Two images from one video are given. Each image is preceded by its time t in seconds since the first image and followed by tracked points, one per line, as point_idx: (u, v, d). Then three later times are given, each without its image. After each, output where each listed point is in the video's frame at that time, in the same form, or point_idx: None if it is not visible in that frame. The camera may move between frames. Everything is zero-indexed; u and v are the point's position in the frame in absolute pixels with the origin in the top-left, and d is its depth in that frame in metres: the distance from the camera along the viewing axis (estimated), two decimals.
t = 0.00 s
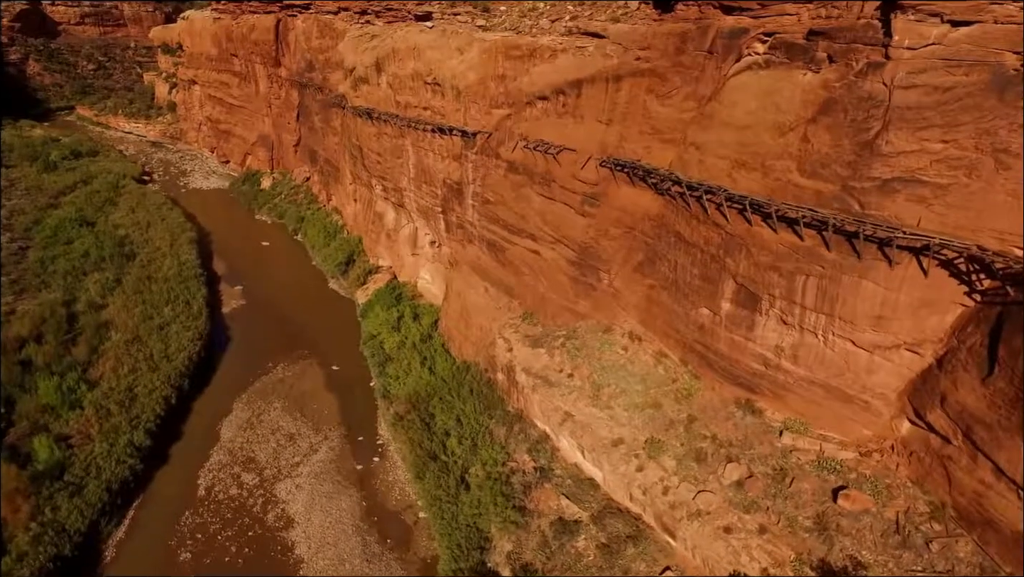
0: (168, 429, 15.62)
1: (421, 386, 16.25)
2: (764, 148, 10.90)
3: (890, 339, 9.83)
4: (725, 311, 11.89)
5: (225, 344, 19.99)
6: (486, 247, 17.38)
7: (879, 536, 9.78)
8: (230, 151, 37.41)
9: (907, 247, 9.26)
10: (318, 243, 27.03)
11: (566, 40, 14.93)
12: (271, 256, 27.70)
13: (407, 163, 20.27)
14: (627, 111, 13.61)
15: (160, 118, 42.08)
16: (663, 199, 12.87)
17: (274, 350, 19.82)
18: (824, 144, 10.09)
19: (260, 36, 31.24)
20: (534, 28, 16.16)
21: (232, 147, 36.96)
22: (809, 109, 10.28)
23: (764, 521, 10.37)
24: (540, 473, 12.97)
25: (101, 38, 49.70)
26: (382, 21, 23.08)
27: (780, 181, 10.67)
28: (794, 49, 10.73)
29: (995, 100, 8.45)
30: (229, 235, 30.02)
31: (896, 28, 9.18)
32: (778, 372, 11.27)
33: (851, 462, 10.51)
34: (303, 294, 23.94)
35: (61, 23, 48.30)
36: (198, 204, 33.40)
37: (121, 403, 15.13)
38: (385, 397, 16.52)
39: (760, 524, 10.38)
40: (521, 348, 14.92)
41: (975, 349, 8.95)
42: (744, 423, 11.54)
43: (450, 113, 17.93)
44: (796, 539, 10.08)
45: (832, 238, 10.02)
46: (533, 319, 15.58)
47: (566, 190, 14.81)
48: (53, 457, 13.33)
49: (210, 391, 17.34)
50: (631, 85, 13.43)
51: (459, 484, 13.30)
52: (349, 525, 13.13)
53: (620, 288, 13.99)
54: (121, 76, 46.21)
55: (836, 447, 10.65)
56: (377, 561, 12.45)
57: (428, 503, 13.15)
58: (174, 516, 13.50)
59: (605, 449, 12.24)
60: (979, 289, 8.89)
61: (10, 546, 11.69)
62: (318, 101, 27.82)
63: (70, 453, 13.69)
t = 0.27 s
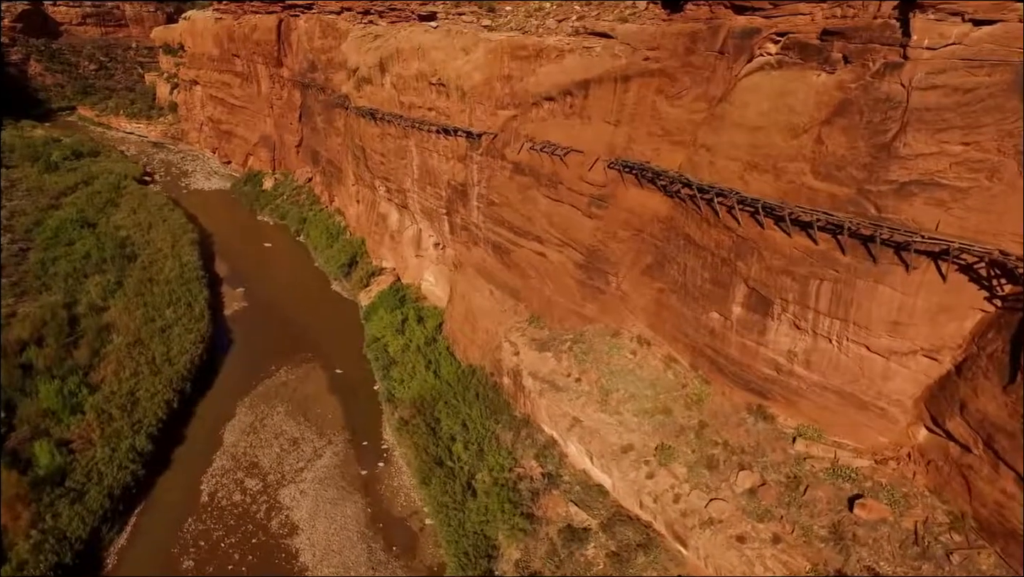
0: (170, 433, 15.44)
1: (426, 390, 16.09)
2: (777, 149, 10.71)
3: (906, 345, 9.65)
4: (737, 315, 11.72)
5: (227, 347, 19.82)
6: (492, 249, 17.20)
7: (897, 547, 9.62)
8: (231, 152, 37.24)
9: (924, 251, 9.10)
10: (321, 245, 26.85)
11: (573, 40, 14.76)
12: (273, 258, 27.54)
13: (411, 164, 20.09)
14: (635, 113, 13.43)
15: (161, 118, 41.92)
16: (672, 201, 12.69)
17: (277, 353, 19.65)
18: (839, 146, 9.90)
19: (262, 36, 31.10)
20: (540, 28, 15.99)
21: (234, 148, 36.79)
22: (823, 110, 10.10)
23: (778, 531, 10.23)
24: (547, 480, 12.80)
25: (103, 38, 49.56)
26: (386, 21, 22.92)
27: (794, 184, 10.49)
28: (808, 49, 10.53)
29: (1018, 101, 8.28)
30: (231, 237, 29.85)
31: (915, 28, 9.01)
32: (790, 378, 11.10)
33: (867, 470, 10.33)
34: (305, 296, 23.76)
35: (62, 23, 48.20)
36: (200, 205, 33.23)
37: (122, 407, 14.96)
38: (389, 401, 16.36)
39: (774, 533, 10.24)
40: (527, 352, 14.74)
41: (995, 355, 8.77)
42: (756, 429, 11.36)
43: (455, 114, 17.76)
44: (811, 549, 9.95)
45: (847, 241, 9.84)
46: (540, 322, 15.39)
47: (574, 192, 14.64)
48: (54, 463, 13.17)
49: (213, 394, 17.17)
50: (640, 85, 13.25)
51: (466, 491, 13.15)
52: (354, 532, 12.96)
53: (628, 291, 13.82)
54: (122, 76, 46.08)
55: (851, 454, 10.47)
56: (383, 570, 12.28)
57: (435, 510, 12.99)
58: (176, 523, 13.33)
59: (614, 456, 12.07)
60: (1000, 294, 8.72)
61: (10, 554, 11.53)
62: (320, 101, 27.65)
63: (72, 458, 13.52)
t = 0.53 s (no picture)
0: (171, 438, 15.25)
1: (431, 395, 15.91)
2: (790, 151, 10.52)
3: (924, 352, 9.48)
4: (748, 320, 11.54)
5: (228, 350, 19.63)
6: (497, 252, 17.02)
7: (916, 558, 9.41)
8: (232, 152, 37.05)
9: (944, 256, 8.94)
10: (323, 246, 26.66)
11: (579, 40, 14.58)
12: (275, 259, 27.35)
13: (415, 165, 19.91)
14: (643, 114, 13.24)
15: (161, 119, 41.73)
16: (682, 204, 12.51)
17: (279, 356, 19.46)
18: (854, 148, 9.72)
19: (263, 36, 30.93)
20: (546, 28, 15.81)
21: (235, 148, 36.60)
22: (838, 112, 9.91)
23: (792, 541, 10.03)
24: (555, 486, 12.62)
25: (103, 38, 49.39)
26: (388, 21, 22.74)
27: (808, 187, 10.31)
28: (821, 50, 10.32)
29: None
30: (232, 238, 29.67)
31: (935, 26, 8.85)
32: (803, 384, 10.91)
33: (883, 479, 10.13)
34: (307, 298, 23.56)
35: (62, 24, 48.06)
36: (201, 207, 33.02)
37: (123, 412, 14.77)
38: (394, 406, 16.18)
39: (789, 543, 10.04)
40: (534, 356, 14.57)
41: (1017, 363, 8.59)
42: (768, 436, 11.17)
43: (459, 115, 17.57)
44: (827, 560, 9.74)
45: (863, 246, 9.66)
46: (546, 325, 15.16)
47: (581, 194, 14.46)
48: (54, 470, 13.00)
49: (215, 398, 16.98)
50: (649, 86, 13.06)
51: (472, 498, 12.96)
52: (358, 540, 12.77)
53: (636, 295, 13.64)
54: (122, 77, 45.91)
55: (866, 463, 10.28)
56: None
57: (441, 517, 12.81)
58: (178, 531, 13.14)
59: (623, 463, 11.88)
60: (1022, 300, 8.56)
61: (9, 564, 11.37)
62: (322, 101, 27.47)
63: (72, 465, 13.35)
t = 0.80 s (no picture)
0: (172, 444, 15.04)
1: (436, 400, 15.71)
2: (804, 153, 10.31)
3: (943, 359, 9.28)
4: (761, 325, 11.34)
5: (230, 353, 19.43)
6: (502, 255, 16.82)
7: (937, 571, 9.28)
8: (233, 153, 36.83)
9: (964, 261, 8.75)
10: (324, 248, 26.44)
11: (586, 40, 14.39)
12: (276, 261, 27.14)
13: (418, 166, 19.70)
14: (652, 115, 13.04)
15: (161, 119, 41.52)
16: (692, 207, 12.31)
17: (281, 359, 19.25)
18: (871, 151, 9.52)
19: (264, 36, 30.72)
20: (552, 28, 15.60)
21: (236, 149, 36.38)
22: (855, 113, 9.70)
23: (808, 552, 9.92)
24: (563, 494, 12.45)
25: (103, 38, 49.19)
26: (391, 21, 22.53)
27: (822, 190, 10.10)
28: (837, 50, 10.10)
29: None
30: (233, 239, 29.47)
31: (957, 26, 8.68)
32: (817, 391, 10.70)
33: (900, 488, 9.94)
34: (309, 301, 23.35)
35: (62, 24, 47.89)
36: (201, 208, 32.81)
37: (124, 417, 14.57)
38: (398, 411, 15.97)
39: (805, 554, 9.93)
40: (541, 361, 14.37)
41: None
42: (781, 444, 10.96)
43: (464, 115, 17.36)
44: (844, 571, 9.62)
45: (880, 250, 9.45)
46: (552, 330, 14.98)
47: (589, 197, 14.26)
48: (53, 477, 12.85)
49: (216, 403, 16.76)
50: (658, 87, 12.86)
51: (479, 506, 12.75)
52: (363, 549, 12.56)
53: (645, 299, 13.43)
54: (123, 77, 45.70)
55: (882, 471, 10.08)
56: None
57: (447, 525, 12.60)
58: (179, 539, 12.92)
59: (633, 471, 11.71)
60: None
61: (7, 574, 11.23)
62: (324, 102, 27.25)
63: (71, 472, 13.17)
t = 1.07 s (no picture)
0: (168, 451, 14.78)
1: (436, 405, 15.49)
2: (815, 155, 10.12)
3: (958, 365, 9.09)
4: (769, 330, 11.14)
5: (227, 358, 19.17)
6: (503, 257, 16.61)
7: None
8: (230, 154, 36.54)
9: (981, 266, 8.56)
10: (322, 250, 26.18)
11: (590, 40, 14.20)
12: (273, 263, 26.88)
13: (418, 168, 19.47)
14: (657, 116, 12.84)
15: (157, 120, 41.21)
16: (699, 209, 12.11)
17: (279, 364, 18.99)
18: (885, 153, 9.36)
19: (262, 36, 30.46)
20: (555, 28, 15.41)
21: (232, 150, 36.10)
22: (868, 115, 9.52)
23: (821, 563, 9.81)
24: (567, 502, 12.27)
25: (98, 38, 48.85)
26: (390, 21, 22.33)
27: (834, 194, 9.90)
28: (849, 50, 9.93)
29: None
30: (230, 241, 29.19)
31: (975, 25, 8.56)
32: (827, 397, 10.50)
33: (915, 498, 9.75)
34: (307, 304, 23.10)
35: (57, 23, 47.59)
36: (197, 210, 32.51)
37: (119, 424, 14.31)
38: (398, 417, 15.74)
39: (817, 565, 9.81)
40: (544, 366, 14.17)
41: None
42: (791, 451, 10.76)
43: (465, 116, 17.14)
44: None
45: (894, 254, 9.26)
46: (555, 334, 14.80)
47: (593, 199, 14.05)
48: (46, 486, 12.56)
49: (213, 409, 16.50)
50: (664, 88, 12.66)
51: (482, 514, 12.53)
52: (364, 559, 12.33)
53: (650, 303, 13.23)
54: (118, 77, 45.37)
55: (896, 480, 9.90)
56: None
57: (450, 535, 12.37)
58: (176, 550, 12.66)
59: (640, 478, 11.53)
60: None
61: None
62: (321, 102, 27.00)
63: (65, 481, 12.89)
